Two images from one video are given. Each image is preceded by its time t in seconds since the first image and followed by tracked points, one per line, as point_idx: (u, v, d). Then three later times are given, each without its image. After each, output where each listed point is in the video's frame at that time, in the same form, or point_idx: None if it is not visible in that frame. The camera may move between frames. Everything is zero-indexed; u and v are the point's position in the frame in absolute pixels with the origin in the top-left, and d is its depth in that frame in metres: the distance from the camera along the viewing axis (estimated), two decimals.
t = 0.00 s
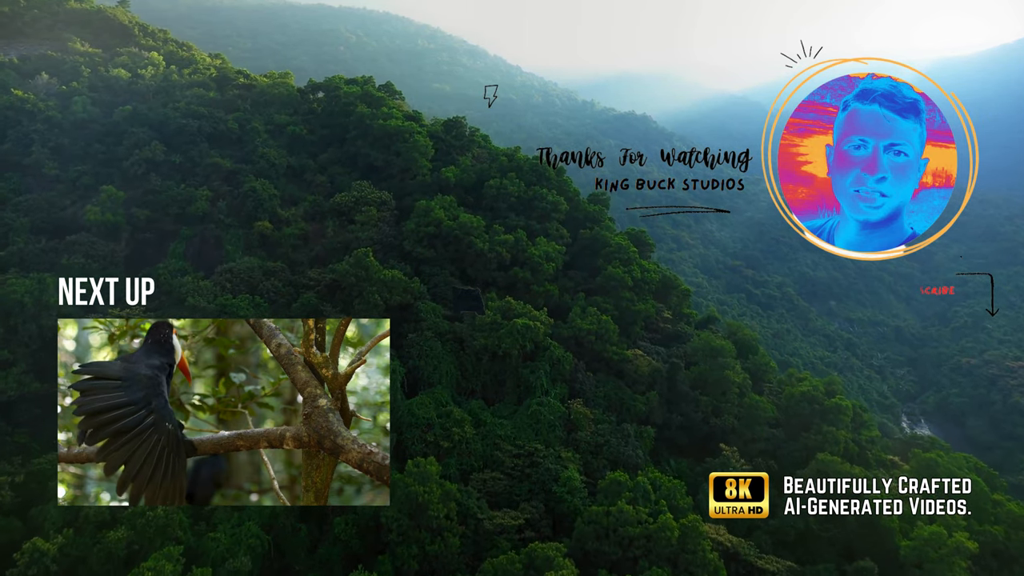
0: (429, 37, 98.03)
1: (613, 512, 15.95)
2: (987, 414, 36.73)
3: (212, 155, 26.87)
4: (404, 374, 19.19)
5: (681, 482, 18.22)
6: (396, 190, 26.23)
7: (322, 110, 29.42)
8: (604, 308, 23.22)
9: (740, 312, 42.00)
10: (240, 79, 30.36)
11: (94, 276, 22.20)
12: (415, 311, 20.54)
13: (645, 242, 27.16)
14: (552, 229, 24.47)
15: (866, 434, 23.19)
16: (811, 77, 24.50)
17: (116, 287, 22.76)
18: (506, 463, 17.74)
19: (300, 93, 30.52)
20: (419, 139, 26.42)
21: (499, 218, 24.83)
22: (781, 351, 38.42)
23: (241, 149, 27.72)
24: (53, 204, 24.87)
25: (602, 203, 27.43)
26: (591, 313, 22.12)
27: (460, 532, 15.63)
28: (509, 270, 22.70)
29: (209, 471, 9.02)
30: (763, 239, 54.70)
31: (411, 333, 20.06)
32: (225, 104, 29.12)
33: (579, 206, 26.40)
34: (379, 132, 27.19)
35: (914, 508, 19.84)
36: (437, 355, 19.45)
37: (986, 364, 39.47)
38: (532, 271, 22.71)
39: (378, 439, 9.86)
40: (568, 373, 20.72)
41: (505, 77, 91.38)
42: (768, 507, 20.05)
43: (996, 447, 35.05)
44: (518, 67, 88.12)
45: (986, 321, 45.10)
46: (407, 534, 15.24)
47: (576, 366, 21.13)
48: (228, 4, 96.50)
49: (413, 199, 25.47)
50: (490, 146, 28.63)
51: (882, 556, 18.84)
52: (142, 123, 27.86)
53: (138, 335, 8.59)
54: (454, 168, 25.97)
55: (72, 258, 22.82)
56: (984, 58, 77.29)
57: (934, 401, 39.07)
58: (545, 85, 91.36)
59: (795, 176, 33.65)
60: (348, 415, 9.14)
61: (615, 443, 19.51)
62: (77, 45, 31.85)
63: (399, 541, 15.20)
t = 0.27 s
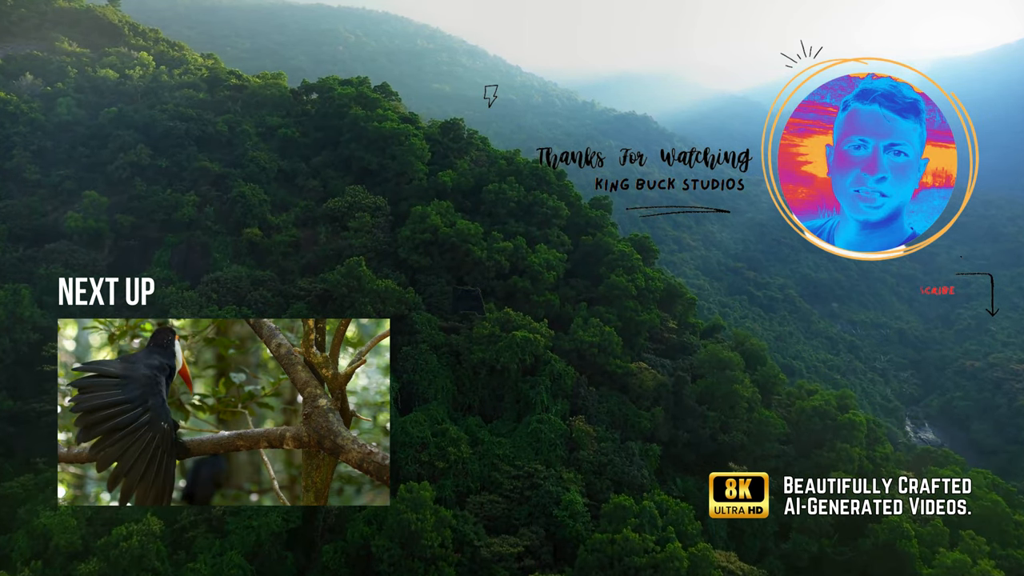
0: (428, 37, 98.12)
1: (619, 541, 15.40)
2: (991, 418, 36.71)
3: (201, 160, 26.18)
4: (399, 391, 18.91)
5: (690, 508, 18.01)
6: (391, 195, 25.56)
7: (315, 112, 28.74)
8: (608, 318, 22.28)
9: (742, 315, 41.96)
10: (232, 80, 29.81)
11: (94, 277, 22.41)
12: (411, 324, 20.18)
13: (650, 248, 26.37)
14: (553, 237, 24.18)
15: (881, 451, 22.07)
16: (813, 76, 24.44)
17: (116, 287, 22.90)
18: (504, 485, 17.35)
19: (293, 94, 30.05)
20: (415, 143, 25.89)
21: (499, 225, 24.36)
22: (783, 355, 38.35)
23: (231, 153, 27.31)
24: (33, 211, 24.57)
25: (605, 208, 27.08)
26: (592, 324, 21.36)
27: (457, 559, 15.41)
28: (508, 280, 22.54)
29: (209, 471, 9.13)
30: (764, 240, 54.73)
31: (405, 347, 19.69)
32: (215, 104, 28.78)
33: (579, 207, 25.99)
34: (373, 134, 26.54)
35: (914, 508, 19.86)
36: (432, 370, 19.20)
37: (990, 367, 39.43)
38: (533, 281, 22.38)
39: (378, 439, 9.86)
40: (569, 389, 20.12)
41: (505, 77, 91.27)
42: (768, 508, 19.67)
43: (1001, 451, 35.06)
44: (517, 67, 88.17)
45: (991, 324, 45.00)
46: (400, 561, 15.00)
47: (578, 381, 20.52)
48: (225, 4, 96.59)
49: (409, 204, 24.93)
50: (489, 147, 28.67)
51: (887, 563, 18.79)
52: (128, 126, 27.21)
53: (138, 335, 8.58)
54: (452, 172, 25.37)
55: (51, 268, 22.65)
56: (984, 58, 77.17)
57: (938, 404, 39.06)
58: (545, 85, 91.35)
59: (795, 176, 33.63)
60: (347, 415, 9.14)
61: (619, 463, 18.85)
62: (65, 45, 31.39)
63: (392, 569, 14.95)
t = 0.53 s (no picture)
0: (427, 37, 98.29)
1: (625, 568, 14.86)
2: (996, 421, 36.51)
3: (190, 164, 26.22)
4: (394, 405, 17.96)
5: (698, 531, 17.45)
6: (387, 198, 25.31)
7: (309, 115, 28.37)
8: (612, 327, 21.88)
9: (744, 318, 41.98)
10: (224, 81, 29.69)
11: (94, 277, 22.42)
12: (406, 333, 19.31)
13: (652, 254, 26.03)
14: (555, 243, 23.78)
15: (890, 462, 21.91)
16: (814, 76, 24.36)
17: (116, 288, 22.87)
18: (503, 505, 16.43)
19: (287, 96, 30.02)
20: (411, 146, 25.65)
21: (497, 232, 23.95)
22: (786, 357, 38.37)
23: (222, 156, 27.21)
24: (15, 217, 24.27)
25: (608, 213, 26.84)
26: (594, 334, 20.66)
27: None
28: (507, 288, 21.93)
29: (209, 471, 9.13)
30: (765, 241, 54.86)
31: (398, 358, 18.62)
32: (207, 106, 28.84)
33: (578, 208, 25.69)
34: (369, 137, 26.33)
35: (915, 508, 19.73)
36: (428, 384, 18.29)
37: (995, 369, 39.24)
38: (534, 289, 21.67)
39: (378, 439, 9.88)
40: (570, 403, 19.29)
41: (505, 77, 91.59)
42: (768, 508, 19.60)
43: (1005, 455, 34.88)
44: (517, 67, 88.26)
45: (995, 325, 44.82)
46: None
47: (580, 396, 19.76)
48: (224, 4, 96.78)
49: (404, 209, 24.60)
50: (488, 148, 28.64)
51: None
52: (115, 128, 27.12)
53: (138, 335, 8.55)
54: (449, 177, 25.24)
55: (31, 276, 22.02)
56: (985, 58, 77.08)
57: (941, 407, 39.00)
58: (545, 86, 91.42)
59: (795, 176, 33.59)
60: (347, 415, 9.15)
61: (622, 480, 18.20)
62: (53, 44, 30.93)
63: None
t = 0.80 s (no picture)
0: (427, 36, 98.47)
1: None
2: (1000, 425, 36.34)
3: (178, 168, 26.25)
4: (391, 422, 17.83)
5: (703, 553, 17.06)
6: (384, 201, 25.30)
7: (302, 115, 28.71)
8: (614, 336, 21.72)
9: (745, 320, 42.03)
10: (217, 81, 29.95)
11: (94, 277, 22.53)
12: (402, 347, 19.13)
13: (655, 259, 25.89)
14: (556, 249, 23.63)
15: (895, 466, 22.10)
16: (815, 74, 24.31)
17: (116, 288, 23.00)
18: (501, 528, 16.13)
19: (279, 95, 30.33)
20: (407, 149, 25.62)
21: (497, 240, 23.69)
22: (788, 360, 38.46)
23: (213, 159, 27.38)
24: None
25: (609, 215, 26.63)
26: (596, 345, 20.60)
27: None
28: (506, 297, 21.65)
29: (209, 471, 9.06)
30: (766, 242, 54.92)
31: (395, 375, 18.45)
32: (196, 108, 29.01)
33: (578, 212, 25.60)
34: (363, 139, 26.38)
35: (914, 508, 20.48)
36: (423, 397, 17.91)
37: (998, 372, 39.21)
38: (535, 299, 21.50)
39: (378, 439, 9.88)
40: (571, 420, 19.15)
41: (505, 77, 91.80)
42: (768, 508, 19.55)
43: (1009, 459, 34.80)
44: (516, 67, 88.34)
45: (998, 327, 44.76)
46: None
47: (582, 412, 19.61)
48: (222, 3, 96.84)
49: (399, 213, 24.62)
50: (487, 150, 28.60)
51: None
52: (100, 130, 27.14)
53: (138, 335, 8.57)
54: (446, 180, 25.28)
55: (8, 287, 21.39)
56: (986, 58, 77.06)
57: (945, 409, 38.99)
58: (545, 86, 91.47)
59: (794, 175, 33.50)
60: (347, 415, 9.15)
61: (627, 500, 17.86)
62: (41, 43, 30.58)
63: None
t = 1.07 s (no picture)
0: (426, 37, 98.55)
1: None
2: (1006, 429, 36.05)
3: (162, 173, 26.21)
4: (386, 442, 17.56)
5: None
6: (378, 208, 25.30)
7: (296, 117, 29.21)
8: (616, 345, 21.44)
9: (747, 322, 42.00)
10: (207, 82, 30.12)
11: (94, 277, 22.82)
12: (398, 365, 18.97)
13: (660, 266, 25.76)
14: (557, 255, 23.42)
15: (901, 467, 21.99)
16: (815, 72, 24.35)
17: (116, 288, 23.28)
18: (498, 558, 15.52)
19: (272, 97, 30.97)
20: (403, 152, 25.53)
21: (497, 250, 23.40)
22: (790, 363, 38.54)
23: (200, 163, 27.25)
24: None
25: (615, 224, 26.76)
26: (599, 359, 20.27)
27: None
28: (505, 308, 21.33)
29: (208, 472, 8.97)
30: (768, 243, 54.92)
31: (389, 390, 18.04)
32: (184, 110, 29.06)
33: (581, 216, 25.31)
34: (356, 143, 26.41)
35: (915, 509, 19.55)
36: (418, 417, 17.76)
37: (1003, 375, 39.18)
38: (536, 310, 21.11)
39: (378, 439, 9.85)
40: (574, 441, 18.91)
41: (504, 77, 91.94)
42: (768, 508, 20.03)
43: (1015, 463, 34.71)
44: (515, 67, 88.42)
45: (1002, 329, 44.71)
46: None
47: (585, 429, 19.40)
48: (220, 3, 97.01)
49: (394, 219, 24.55)
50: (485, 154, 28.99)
51: None
52: (82, 134, 27.10)
53: (138, 335, 8.53)
54: (442, 185, 25.24)
55: None
56: (986, 59, 77.08)
57: (948, 413, 39.00)
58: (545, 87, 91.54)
59: (794, 175, 33.42)
60: (347, 415, 9.14)
61: (633, 527, 17.50)
62: (25, 42, 30.25)
63: None
